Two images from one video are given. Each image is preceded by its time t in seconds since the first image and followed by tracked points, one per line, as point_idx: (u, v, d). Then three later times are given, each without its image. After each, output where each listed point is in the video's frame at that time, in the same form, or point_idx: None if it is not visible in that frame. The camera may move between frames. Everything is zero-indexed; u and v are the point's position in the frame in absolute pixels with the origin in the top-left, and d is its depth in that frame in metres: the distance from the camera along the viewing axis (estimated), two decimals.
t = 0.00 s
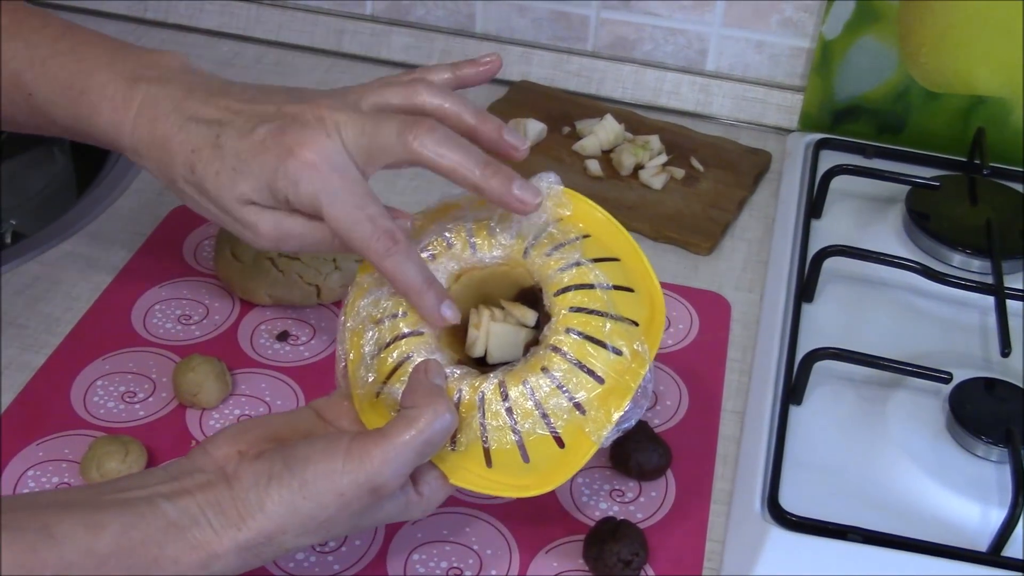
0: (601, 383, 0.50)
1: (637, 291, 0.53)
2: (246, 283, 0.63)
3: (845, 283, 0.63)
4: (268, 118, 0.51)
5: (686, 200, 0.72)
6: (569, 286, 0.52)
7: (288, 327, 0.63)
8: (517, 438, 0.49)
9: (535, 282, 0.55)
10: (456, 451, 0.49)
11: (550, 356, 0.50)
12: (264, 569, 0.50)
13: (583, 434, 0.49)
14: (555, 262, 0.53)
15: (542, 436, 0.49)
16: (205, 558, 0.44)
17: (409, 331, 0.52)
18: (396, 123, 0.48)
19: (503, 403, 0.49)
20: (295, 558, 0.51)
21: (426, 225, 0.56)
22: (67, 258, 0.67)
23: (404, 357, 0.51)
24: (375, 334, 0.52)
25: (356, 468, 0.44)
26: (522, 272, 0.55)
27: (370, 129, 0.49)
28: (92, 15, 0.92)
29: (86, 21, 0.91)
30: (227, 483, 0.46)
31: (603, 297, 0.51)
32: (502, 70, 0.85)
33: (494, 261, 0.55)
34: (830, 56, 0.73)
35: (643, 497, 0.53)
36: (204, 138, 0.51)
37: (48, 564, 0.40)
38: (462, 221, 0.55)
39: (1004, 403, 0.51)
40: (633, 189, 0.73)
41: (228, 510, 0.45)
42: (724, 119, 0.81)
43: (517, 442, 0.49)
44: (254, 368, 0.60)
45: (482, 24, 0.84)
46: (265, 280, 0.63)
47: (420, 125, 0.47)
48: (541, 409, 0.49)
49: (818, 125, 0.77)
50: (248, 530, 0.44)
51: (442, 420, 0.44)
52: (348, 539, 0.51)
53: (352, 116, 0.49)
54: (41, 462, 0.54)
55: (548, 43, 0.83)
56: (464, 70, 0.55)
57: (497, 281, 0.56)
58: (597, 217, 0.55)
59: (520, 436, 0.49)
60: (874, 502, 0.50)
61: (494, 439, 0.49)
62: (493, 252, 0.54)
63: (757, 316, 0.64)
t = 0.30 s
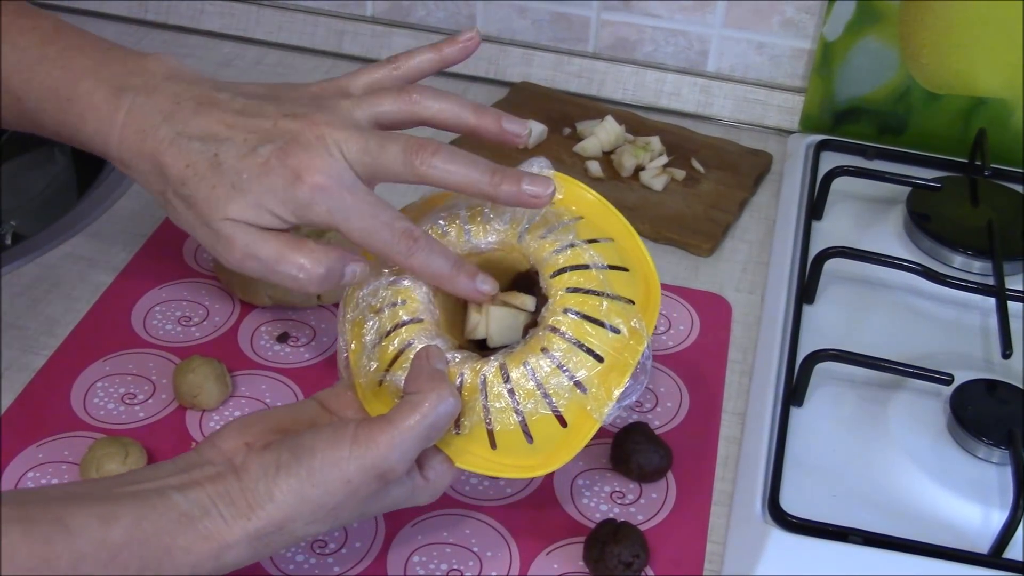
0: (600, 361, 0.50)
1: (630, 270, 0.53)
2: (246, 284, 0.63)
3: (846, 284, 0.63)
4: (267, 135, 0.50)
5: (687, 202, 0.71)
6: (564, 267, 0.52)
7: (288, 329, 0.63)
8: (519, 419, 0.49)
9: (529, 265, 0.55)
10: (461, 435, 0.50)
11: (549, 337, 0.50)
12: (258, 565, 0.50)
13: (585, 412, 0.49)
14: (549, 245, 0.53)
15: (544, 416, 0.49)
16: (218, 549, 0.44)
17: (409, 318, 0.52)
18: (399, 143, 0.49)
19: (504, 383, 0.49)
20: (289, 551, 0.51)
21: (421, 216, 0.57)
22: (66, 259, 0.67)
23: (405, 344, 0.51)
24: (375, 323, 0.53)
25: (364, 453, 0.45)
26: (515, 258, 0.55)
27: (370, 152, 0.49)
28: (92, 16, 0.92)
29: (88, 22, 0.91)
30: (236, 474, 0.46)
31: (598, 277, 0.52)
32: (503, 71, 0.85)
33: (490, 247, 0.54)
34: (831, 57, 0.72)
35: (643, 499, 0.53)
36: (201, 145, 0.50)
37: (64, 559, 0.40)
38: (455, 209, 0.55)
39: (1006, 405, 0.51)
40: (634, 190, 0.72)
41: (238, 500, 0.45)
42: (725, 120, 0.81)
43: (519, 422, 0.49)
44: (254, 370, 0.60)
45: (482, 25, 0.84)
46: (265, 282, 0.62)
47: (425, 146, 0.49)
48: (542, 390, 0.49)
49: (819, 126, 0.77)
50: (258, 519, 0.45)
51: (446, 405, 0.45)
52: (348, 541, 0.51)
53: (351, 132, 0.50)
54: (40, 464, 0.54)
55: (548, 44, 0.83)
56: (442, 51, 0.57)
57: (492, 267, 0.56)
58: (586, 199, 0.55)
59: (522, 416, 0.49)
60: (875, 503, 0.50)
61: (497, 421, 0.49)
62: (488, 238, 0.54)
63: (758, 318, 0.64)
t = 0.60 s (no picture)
0: (606, 348, 0.50)
1: (636, 258, 0.53)
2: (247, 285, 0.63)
3: (848, 285, 0.63)
4: (276, 148, 0.51)
5: (689, 202, 0.71)
6: (570, 256, 0.52)
7: (289, 329, 0.63)
8: (527, 407, 0.49)
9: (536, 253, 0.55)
10: (469, 423, 0.50)
11: (557, 324, 0.50)
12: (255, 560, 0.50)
13: (592, 399, 0.49)
14: (556, 233, 0.53)
15: (551, 403, 0.49)
16: (229, 538, 0.44)
17: (416, 309, 0.52)
18: (409, 157, 0.49)
19: (513, 370, 0.49)
20: (286, 550, 0.51)
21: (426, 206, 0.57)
22: (68, 259, 0.67)
23: (412, 335, 0.51)
24: (382, 314, 0.53)
25: (372, 440, 0.45)
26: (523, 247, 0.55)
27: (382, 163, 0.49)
28: (92, 16, 0.92)
29: (90, 23, 0.91)
30: (245, 464, 0.45)
31: (604, 265, 0.52)
32: (504, 71, 0.85)
33: (497, 235, 0.55)
34: (831, 57, 0.73)
35: (644, 499, 0.53)
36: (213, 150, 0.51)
37: (73, 552, 0.39)
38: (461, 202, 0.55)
39: (1008, 406, 0.51)
40: (635, 191, 0.72)
41: (248, 490, 0.45)
42: (727, 121, 0.81)
43: (528, 410, 0.49)
44: (255, 370, 0.60)
45: (483, 25, 0.84)
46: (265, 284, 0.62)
47: (435, 161, 0.48)
48: (550, 376, 0.49)
49: (820, 126, 0.77)
50: (269, 509, 0.45)
51: (454, 391, 0.46)
52: (349, 541, 0.51)
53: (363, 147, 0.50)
54: (41, 464, 0.54)
55: (549, 44, 0.83)
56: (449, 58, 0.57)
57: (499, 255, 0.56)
58: (591, 190, 0.55)
59: (531, 404, 0.49)
60: (877, 504, 0.50)
61: (506, 409, 0.49)
62: (493, 227, 0.54)
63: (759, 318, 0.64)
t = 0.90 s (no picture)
0: (610, 356, 0.50)
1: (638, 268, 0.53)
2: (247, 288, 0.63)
3: (848, 286, 0.63)
4: (286, 143, 0.51)
5: (688, 204, 0.71)
6: (572, 264, 0.52)
7: (288, 331, 0.63)
8: (530, 415, 0.49)
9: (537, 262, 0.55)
10: (473, 433, 0.50)
11: (559, 333, 0.50)
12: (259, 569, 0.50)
13: (596, 408, 0.49)
14: (558, 242, 0.53)
15: (554, 411, 0.49)
16: (233, 550, 0.44)
17: (419, 318, 0.52)
18: (427, 147, 0.49)
19: (516, 379, 0.49)
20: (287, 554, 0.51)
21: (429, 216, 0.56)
22: (68, 263, 0.67)
23: (415, 344, 0.51)
24: (385, 324, 0.53)
25: (379, 447, 0.45)
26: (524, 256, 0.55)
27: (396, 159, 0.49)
28: (93, 19, 0.92)
29: (92, 26, 0.91)
30: (249, 474, 0.46)
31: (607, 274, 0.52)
32: (504, 73, 0.85)
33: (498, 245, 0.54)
34: (831, 57, 0.72)
35: (644, 502, 0.53)
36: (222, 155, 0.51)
37: (78, 562, 0.40)
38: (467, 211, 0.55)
39: (1007, 407, 0.51)
40: (635, 193, 0.72)
41: (252, 500, 0.45)
42: (726, 122, 0.81)
43: (530, 419, 0.49)
44: (255, 372, 0.60)
45: (482, 28, 0.84)
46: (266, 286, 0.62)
47: (454, 151, 0.49)
48: (553, 385, 0.49)
49: (819, 128, 0.77)
50: (273, 519, 0.44)
51: (459, 400, 0.46)
52: (350, 544, 0.51)
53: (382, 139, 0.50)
54: (42, 467, 0.54)
55: (549, 46, 0.83)
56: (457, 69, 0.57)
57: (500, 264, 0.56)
58: (592, 200, 0.55)
59: (534, 413, 0.49)
60: (876, 505, 0.50)
61: (508, 417, 0.49)
62: (497, 236, 0.54)
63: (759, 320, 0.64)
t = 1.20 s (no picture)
0: (621, 362, 0.50)
1: (650, 275, 0.53)
2: (248, 290, 0.63)
3: (848, 287, 0.63)
4: (301, 150, 0.51)
5: (688, 205, 0.71)
6: (584, 271, 0.52)
7: (288, 333, 0.63)
8: (540, 420, 0.49)
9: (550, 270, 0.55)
10: (481, 438, 0.50)
11: (570, 339, 0.50)
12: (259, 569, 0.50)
13: (606, 414, 0.49)
14: (570, 250, 0.53)
15: (564, 416, 0.49)
16: (234, 554, 0.44)
17: (429, 323, 0.52)
18: (439, 165, 0.49)
19: (526, 384, 0.49)
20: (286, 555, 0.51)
21: (441, 223, 0.57)
22: (69, 263, 0.67)
23: (423, 349, 0.51)
24: (395, 329, 0.53)
25: (383, 451, 0.45)
26: (536, 264, 0.55)
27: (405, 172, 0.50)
28: (93, 20, 0.92)
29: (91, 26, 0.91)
30: (253, 477, 0.46)
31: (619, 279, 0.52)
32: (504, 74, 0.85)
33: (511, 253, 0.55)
34: (833, 58, 0.73)
35: (644, 503, 0.53)
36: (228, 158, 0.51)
37: (79, 565, 0.39)
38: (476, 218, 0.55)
39: (1007, 408, 0.51)
40: (635, 194, 0.72)
41: (255, 504, 0.45)
42: (727, 123, 0.81)
43: (540, 423, 0.49)
44: (255, 374, 0.60)
45: (482, 29, 0.84)
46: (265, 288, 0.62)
47: (466, 168, 0.49)
48: (563, 390, 0.49)
49: (819, 129, 0.77)
50: (276, 523, 0.45)
51: (466, 403, 0.46)
52: (349, 544, 0.51)
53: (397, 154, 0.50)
54: (42, 468, 0.54)
55: (549, 47, 0.83)
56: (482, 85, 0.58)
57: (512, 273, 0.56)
58: (608, 209, 0.56)
59: (544, 417, 0.49)
60: (876, 507, 0.50)
61: (517, 422, 0.49)
62: (509, 243, 0.54)
63: (759, 321, 0.64)
